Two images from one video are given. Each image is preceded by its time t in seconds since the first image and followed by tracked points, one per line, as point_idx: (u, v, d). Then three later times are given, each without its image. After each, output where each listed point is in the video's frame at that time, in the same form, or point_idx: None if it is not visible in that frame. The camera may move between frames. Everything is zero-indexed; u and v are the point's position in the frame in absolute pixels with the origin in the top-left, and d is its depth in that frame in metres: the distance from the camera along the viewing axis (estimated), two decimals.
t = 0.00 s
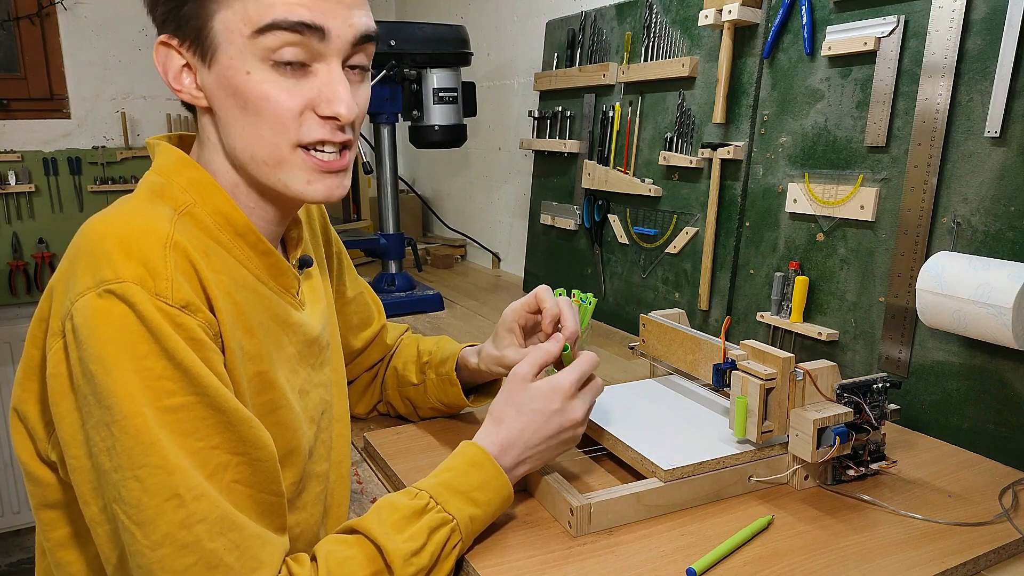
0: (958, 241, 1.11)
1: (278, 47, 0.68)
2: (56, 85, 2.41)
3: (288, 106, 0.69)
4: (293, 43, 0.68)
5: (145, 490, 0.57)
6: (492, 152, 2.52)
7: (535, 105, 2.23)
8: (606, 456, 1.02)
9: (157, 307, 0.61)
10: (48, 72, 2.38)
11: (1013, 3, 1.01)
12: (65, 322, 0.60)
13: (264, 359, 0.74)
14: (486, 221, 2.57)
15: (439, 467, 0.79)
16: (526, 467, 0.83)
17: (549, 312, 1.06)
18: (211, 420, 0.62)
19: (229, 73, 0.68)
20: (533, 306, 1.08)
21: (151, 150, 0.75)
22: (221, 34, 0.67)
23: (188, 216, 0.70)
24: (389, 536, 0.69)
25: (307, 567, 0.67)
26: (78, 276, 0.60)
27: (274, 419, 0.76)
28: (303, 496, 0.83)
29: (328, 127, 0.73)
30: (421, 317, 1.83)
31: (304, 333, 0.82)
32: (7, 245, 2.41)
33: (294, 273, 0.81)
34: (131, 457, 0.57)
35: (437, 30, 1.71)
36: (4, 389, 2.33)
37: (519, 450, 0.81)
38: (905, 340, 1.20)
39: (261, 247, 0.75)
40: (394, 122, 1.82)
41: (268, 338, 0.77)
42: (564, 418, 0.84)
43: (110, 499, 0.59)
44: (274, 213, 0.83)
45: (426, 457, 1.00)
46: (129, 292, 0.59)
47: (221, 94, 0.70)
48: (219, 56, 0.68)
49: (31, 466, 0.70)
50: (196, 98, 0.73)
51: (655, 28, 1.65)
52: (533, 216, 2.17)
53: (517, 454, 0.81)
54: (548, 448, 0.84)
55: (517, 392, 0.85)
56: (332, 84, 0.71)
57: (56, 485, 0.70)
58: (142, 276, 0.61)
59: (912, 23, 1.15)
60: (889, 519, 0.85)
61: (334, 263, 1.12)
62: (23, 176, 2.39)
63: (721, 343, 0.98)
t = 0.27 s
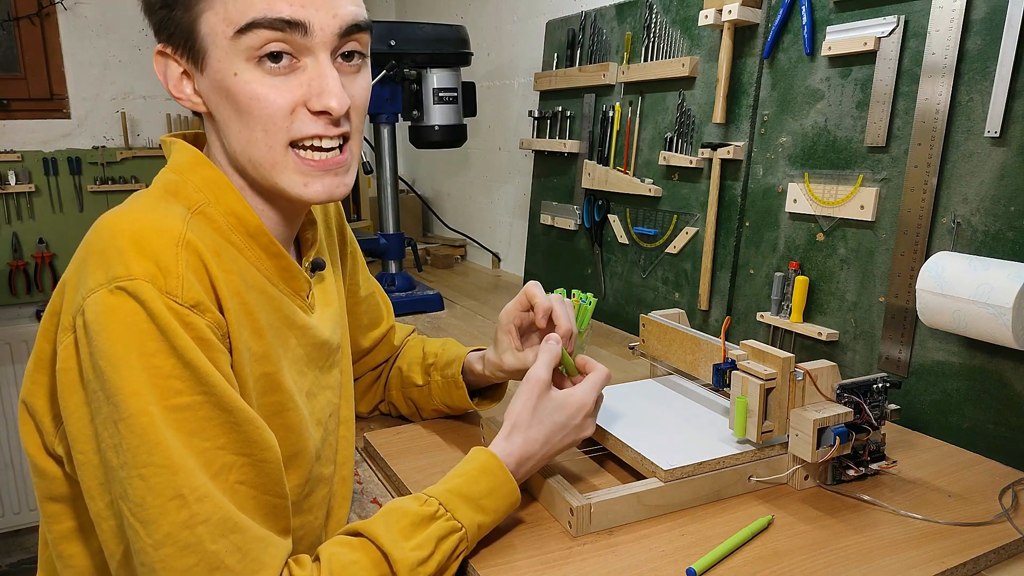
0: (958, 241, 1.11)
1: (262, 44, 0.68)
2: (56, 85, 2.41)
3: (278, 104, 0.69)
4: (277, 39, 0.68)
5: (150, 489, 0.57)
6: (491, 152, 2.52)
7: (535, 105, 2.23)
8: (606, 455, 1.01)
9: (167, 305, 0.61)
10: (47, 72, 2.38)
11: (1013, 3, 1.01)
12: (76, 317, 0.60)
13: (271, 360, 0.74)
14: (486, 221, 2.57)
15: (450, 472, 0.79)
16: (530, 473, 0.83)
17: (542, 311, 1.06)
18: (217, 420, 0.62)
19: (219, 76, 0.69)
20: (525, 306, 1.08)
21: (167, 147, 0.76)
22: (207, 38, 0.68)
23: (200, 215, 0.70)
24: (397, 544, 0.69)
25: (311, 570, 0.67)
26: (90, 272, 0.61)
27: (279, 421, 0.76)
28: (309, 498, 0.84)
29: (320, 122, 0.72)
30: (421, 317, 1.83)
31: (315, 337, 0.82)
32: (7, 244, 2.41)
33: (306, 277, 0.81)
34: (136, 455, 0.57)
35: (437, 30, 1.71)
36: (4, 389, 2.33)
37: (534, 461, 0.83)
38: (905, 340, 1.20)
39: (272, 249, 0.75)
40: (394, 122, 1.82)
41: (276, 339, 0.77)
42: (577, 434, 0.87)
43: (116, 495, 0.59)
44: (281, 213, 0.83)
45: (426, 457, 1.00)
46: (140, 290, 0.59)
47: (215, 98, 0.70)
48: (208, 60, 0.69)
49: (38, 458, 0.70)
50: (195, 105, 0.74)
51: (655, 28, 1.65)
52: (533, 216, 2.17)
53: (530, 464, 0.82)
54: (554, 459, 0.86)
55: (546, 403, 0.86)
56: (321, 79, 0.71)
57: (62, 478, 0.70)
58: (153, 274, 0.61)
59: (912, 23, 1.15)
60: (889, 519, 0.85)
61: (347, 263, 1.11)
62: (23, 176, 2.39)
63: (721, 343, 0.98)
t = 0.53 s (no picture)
0: (958, 241, 1.11)
1: (266, 42, 0.68)
2: (57, 85, 2.40)
3: (281, 102, 0.69)
4: (280, 37, 0.68)
5: (149, 491, 0.57)
6: (491, 152, 2.52)
7: (535, 105, 2.23)
8: (606, 455, 1.01)
9: (167, 306, 0.61)
10: (48, 72, 2.38)
11: (1013, 3, 1.01)
12: (76, 319, 0.60)
13: (272, 360, 0.74)
14: (486, 221, 2.57)
15: (448, 471, 0.79)
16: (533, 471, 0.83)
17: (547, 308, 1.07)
18: (217, 422, 0.62)
19: (222, 74, 0.69)
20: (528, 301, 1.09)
21: (167, 149, 0.75)
22: (211, 36, 0.68)
23: (201, 216, 0.70)
24: (393, 542, 0.69)
25: (308, 569, 0.67)
26: (91, 273, 0.61)
27: (279, 422, 0.76)
28: (309, 498, 0.84)
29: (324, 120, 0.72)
30: (421, 317, 1.83)
31: (316, 337, 0.82)
32: (7, 245, 2.41)
33: (307, 277, 0.81)
34: (136, 457, 0.57)
35: (437, 30, 1.70)
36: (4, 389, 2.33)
37: (533, 458, 0.83)
38: (905, 340, 1.20)
39: (272, 250, 0.75)
40: (394, 122, 1.82)
41: (276, 340, 0.77)
42: (578, 431, 0.86)
43: (116, 496, 0.59)
44: (283, 214, 0.83)
45: (426, 457, 1.00)
46: (140, 291, 0.59)
47: (218, 96, 0.70)
48: (212, 58, 0.69)
49: (39, 459, 0.70)
50: (197, 103, 0.74)
51: (655, 28, 1.65)
52: (533, 216, 2.17)
53: (529, 461, 0.82)
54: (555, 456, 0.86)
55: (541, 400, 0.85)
56: (324, 77, 0.71)
57: (63, 479, 0.70)
58: (153, 275, 0.61)
59: (912, 23, 1.15)
60: (889, 520, 0.85)
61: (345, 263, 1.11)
62: (23, 176, 2.39)
63: (721, 343, 0.98)
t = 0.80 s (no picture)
0: (958, 241, 1.11)
1: (293, 48, 0.68)
2: (57, 85, 2.40)
3: (309, 108, 0.70)
4: (307, 42, 0.68)
5: (152, 490, 0.57)
6: (491, 152, 2.52)
7: (535, 105, 2.23)
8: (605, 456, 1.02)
9: (171, 305, 0.61)
10: (48, 71, 2.38)
11: (1013, 3, 1.01)
12: (81, 317, 0.60)
13: (274, 360, 0.74)
14: (486, 221, 2.57)
15: (450, 472, 0.79)
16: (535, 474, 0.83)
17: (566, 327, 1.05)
18: (220, 421, 0.62)
19: (246, 78, 0.68)
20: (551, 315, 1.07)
21: (168, 149, 0.75)
22: (235, 40, 0.68)
23: (204, 215, 0.70)
24: (396, 544, 0.69)
25: (311, 570, 0.67)
26: (96, 271, 0.61)
27: (281, 421, 0.76)
28: (310, 498, 0.84)
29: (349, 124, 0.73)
30: (421, 317, 1.83)
31: (316, 338, 0.82)
32: (7, 244, 2.41)
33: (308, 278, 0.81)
34: (140, 456, 0.57)
35: (437, 30, 1.71)
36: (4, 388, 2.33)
37: (536, 464, 0.83)
38: (905, 340, 1.20)
39: (274, 251, 0.75)
40: (394, 122, 1.82)
41: (279, 340, 0.77)
42: (584, 439, 0.86)
43: (119, 495, 0.59)
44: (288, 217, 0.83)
45: (426, 457, 1.00)
46: (145, 289, 0.59)
47: (240, 101, 0.70)
48: (235, 63, 0.69)
49: (41, 460, 0.70)
50: (213, 106, 0.74)
51: (655, 29, 1.65)
52: (533, 216, 2.17)
53: (533, 466, 0.82)
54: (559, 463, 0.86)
55: (549, 407, 0.85)
56: (350, 82, 0.71)
57: (65, 480, 0.70)
58: (158, 274, 0.61)
59: (912, 23, 1.15)
60: (889, 520, 0.85)
61: (345, 262, 1.11)
62: (23, 176, 2.39)
63: (721, 343, 0.98)
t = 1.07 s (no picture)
0: (958, 241, 1.11)
1: (339, 52, 0.69)
2: (57, 85, 2.40)
3: (350, 111, 0.71)
4: (352, 47, 0.70)
5: (158, 494, 0.57)
6: (492, 152, 2.52)
7: (535, 105, 2.23)
8: (605, 456, 1.02)
9: (179, 307, 0.61)
10: (47, 71, 2.38)
11: (1013, 3, 1.01)
12: (87, 318, 0.60)
13: (278, 363, 0.74)
14: (486, 221, 2.57)
15: (447, 472, 0.79)
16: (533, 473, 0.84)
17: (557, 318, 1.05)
18: (225, 424, 0.62)
19: (289, 80, 0.69)
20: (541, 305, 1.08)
21: (171, 149, 0.76)
22: (280, 42, 0.68)
23: (210, 216, 0.70)
24: (394, 544, 0.69)
25: (310, 571, 0.67)
26: (103, 272, 0.61)
27: (285, 424, 0.76)
28: (314, 502, 0.84)
29: (383, 128, 0.75)
30: (421, 317, 1.83)
31: (320, 339, 0.82)
32: (7, 244, 2.41)
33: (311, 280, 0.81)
34: (146, 459, 0.57)
35: (437, 30, 1.71)
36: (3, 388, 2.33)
37: (533, 460, 0.82)
38: (905, 340, 1.20)
39: (278, 253, 0.75)
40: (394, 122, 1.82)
41: (282, 343, 0.77)
42: (579, 431, 0.86)
43: (123, 498, 0.59)
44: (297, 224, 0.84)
45: (426, 457, 1.00)
46: (152, 290, 0.59)
47: (276, 102, 0.70)
48: (277, 65, 0.69)
49: (43, 462, 0.70)
50: (240, 107, 0.73)
51: (655, 28, 1.65)
52: (533, 216, 2.17)
53: (531, 463, 0.82)
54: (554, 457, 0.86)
55: (542, 401, 0.84)
56: (386, 87, 0.73)
57: (69, 483, 0.70)
58: (165, 275, 0.61)
59: (912, 23, 1.15)
60: (889, 520, 0.85)
61: (346, 265, 1.11)
62: (23, 176, 2.39)
63: (721, 343, 0.98)
